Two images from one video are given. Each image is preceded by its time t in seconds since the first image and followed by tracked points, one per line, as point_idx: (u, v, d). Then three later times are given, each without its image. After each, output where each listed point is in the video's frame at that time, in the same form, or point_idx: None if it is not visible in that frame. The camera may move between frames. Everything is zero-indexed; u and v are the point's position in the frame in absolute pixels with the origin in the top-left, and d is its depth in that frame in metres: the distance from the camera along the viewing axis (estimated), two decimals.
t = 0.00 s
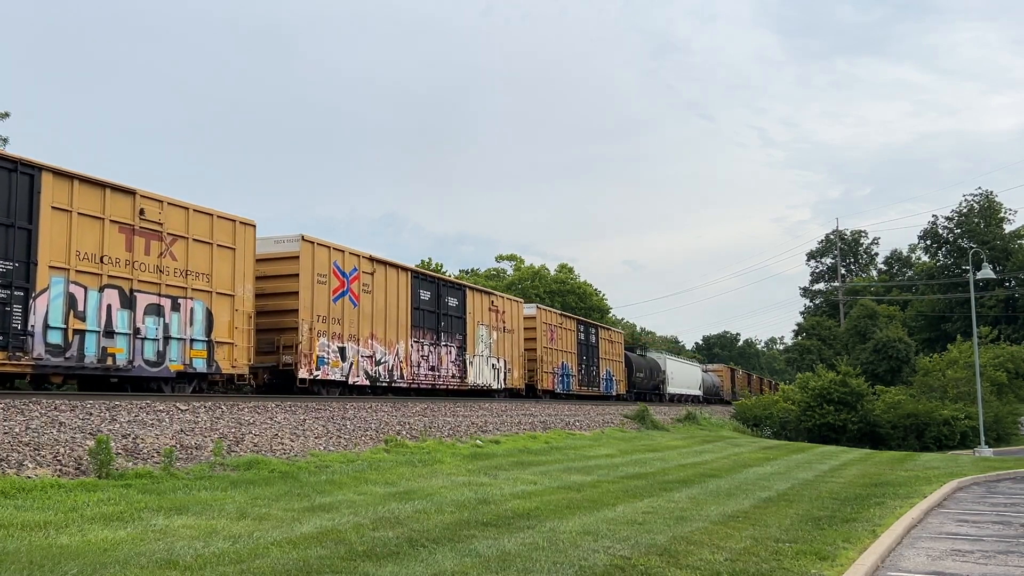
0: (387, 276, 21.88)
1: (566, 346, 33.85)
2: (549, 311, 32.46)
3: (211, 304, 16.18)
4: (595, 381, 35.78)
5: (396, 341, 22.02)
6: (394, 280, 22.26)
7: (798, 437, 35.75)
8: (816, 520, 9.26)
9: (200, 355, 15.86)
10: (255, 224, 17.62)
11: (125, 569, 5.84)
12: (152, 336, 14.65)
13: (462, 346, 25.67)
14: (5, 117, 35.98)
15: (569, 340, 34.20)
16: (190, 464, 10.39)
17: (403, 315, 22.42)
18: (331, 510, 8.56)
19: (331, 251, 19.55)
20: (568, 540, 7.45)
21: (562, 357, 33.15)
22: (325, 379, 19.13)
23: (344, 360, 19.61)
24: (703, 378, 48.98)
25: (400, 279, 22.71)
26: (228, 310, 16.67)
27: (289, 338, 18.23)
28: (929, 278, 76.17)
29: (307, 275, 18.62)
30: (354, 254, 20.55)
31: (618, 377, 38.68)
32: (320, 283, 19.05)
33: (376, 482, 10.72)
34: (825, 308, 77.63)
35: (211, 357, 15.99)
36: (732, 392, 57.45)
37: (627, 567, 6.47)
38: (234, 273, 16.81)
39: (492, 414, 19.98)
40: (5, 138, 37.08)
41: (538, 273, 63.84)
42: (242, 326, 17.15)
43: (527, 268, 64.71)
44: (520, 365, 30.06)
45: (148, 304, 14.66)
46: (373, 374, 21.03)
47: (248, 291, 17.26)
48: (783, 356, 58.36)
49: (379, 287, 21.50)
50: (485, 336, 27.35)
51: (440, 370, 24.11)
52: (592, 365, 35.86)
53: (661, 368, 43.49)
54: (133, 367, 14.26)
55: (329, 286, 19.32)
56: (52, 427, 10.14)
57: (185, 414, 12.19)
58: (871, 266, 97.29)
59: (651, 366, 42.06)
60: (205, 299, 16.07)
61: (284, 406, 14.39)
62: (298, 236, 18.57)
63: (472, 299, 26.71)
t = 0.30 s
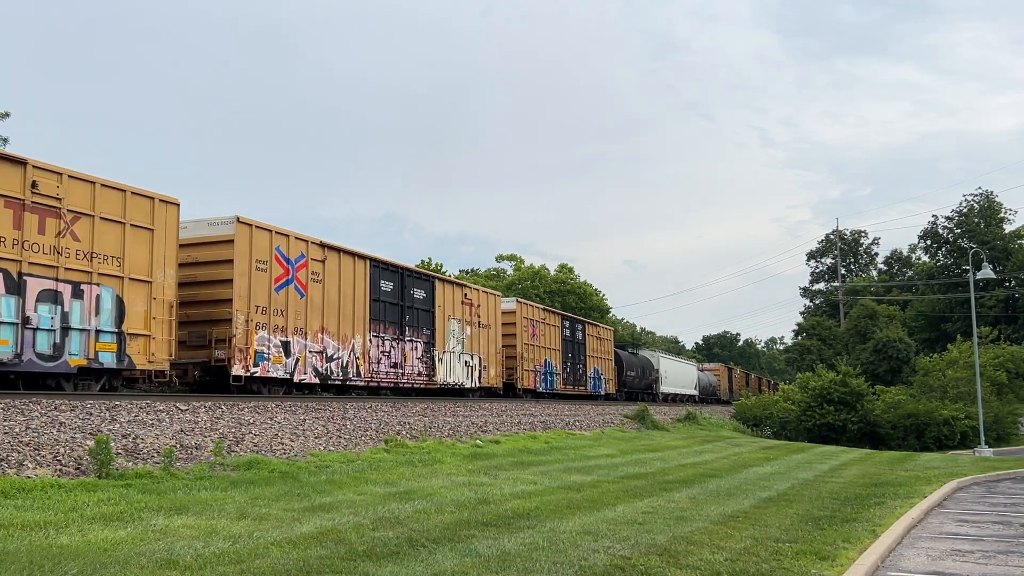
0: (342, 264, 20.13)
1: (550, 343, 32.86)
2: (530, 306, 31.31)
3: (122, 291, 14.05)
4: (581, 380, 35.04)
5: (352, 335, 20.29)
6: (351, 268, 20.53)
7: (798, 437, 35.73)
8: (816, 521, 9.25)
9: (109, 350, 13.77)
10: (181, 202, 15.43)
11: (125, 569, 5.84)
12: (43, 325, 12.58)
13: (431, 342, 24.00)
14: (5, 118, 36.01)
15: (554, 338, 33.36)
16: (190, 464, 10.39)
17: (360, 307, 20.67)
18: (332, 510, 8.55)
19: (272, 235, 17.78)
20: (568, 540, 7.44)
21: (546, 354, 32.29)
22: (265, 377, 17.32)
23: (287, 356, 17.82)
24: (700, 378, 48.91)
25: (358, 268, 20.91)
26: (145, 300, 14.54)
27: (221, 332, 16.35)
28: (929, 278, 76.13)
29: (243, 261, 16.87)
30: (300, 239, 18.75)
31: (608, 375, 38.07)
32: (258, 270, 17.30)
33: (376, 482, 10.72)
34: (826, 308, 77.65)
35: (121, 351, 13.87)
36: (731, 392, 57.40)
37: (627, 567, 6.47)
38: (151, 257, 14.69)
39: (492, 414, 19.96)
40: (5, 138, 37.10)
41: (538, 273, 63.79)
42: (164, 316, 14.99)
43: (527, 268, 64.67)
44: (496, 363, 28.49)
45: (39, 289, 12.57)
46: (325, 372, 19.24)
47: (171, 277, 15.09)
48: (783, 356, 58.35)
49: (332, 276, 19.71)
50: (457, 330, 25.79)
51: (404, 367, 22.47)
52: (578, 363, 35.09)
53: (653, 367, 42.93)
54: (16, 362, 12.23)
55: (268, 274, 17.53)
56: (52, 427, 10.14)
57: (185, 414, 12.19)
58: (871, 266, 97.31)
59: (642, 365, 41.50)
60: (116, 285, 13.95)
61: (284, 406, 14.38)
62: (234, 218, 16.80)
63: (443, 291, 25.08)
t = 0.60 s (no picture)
0: (286, 250, 18.18)
1: (532, 340, 31.58)
2: (508, 301, 29.96)
3: (8, 275, 12.14)
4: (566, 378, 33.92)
5: (298, 329, 18.36)
6: (298, 255, 18.58)
7: (798, 437, 35.70)
8: (816, 521, 9.25)
9: None
10: (83, 175, 13.40)
11: (125, 569, 5.84)
12: None
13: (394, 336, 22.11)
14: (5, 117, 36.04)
15: (537, 334, 32.17)
16: (190, 464, 10.39)
17: (309, 297, 18.75)
18: (332, 510, 8.56)
19: (201, 216, 15.85)
20: (568, 540, 7.44)
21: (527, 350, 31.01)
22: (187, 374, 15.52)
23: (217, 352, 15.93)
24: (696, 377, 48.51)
25: (307, 255, 18.95)
26: (38, 285, 12.63)
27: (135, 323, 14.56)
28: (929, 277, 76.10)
29: (164, 244, 14.98)
30: (235, 222, 16.81)
31: (596, 374, 37.05)
32: (183, 254, 15.41)
33: (376, 482, 10.72)
34: (826, 308, 77.67)
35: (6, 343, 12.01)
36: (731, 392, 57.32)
37: (627, 567, 6.47)
38: (47, 239, 12.76)
39: (492, 414, 19.96)
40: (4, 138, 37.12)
41: (538, 273, 63.71)
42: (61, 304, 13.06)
43: (527, 268, 64.57)
44: (469, 360, 26.76)
45: None
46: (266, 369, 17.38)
47: (70, 260, 13.16)
48: (783, 356, 58.31)
49: (274, 263, 17.78)
50: (423, 324, 23.87)
51: (361, 364, 20.59)
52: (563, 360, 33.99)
53: (644, 366, 42.04)
54: None
55: (194, 261, 15.63)
56: (52, 427, 10.14)
57: (185, 414, 12.19)
58: (871, 266, 97.28)
59: (633, 363, 40.65)
60: None
61: (284, 406, 14.38)
62: (153, 195, 14.89)
63: (408, 282, 23.11)
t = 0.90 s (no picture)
0: (217, 233, 16.18)
1: (510, 336, 29.89)
2: (483, 292, 28.12)
3: None
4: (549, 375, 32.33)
5: (231, 320, 16.36)
6: (231, 237, 16.58)
7: (798, 437, 35.69)
8: (816, 521, 9.25)
9: None
10: None
11: (125, 569, 5.84)
12: None
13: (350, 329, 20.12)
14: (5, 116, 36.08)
15: (517, 330, 30.52)
16: (190, 464, 10.39)
17: (245, 285, 16.77)
18: (332, 510, 8.56)
19: (110, 190, 13.88)
20: (568, 540, 7.45)
21: (505, 346, 29.35)
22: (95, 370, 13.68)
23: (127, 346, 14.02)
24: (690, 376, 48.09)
25: (243, 238, 16.95)
26: None
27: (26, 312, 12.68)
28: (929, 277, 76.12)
29: (63, 222, 13.06)
30: (152, 198, 14.80)
31: (582, 371, 35.65)
32: (86, 234, 13.43)
33: (376, 482, 10.72)
34: (825, 308, 77.74)
35: None
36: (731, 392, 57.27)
37: (627, 567, 6.47)
38: None
39: (492, 414, 19.95)
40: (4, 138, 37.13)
41: (538, 273, 63.67)
42: None
43: (527, 268, 64.51)
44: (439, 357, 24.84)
45: None
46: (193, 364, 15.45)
47: None
48: (783, 356, 58.29)
49: (201, 245, 15.82)
50: (385, 317, 21.86)
51: (310, 360, 18.58)
52: (546, 357, 32.40)
53: (633, 364, 40.93)
54: None
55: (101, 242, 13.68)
56: (52, 427, 10.14)
57: (184, 414, 12.19)
58: (871, 266, 97.30)
59: (622, 361, 39.56)
60: None
61: (284, 406, 14.38)
62: (49, 165, 12.98)
63: (366, 271, 21.10)
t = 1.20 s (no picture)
0: (129, 211, 14.49)
1: (487, 332, 27.98)
2: (455, 284, 26.16)
3: None
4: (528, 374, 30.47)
5: (147, 310, 14.71)
6: (148, 216, 14.90)
7: (798, 437, 35.68)
8: (816, 521, 9.25)
9: None
10: None
11: (125, 569, 5.83)
12: None
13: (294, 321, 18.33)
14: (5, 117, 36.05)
15: (495, 325, 28.63)
16: (190, 464, 10.39)
17: (163, 271, 15.09)
18: (332, 510, 8.56)
19: None
20: (568, 540, 7.44)
21: (479, 342, 27.42)
22: None
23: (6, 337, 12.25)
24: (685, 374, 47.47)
25: (162, 218, 15.22)
26: None
27: None
28: (929, 277, 76.13)
29: None
30: (48, 169, 13.11)
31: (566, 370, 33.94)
32: None
33: (376, 483, 10.72)
34: (825, 308, 77.72)
35: None
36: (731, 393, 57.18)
37: (627, 568, 6.47)
38: None
39: (492, 414, 19.94)
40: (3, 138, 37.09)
41: (538, 273, 63.63)
42: None
43: (528, 268, 64.45)
44: (402, 354, 22.97)
45: None
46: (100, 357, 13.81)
47: None
48: (783, 356, 58.27)
49: (110, 225, 14.12)
50: (337, 310, 20.07)
51: (245, 355, 16.88)
52: (525, 354, 30.57)
53: (624, 362, 39.57)
54: None
55: None
56: (52, 427, 10.13)
57: (185, 414, 12.19)
58: (871, 266, 97.31)
59: (612, 359, 38.21)
60: None
61: (284, 406, 14.37)
62: None
63: (316, 258, 19.34)
